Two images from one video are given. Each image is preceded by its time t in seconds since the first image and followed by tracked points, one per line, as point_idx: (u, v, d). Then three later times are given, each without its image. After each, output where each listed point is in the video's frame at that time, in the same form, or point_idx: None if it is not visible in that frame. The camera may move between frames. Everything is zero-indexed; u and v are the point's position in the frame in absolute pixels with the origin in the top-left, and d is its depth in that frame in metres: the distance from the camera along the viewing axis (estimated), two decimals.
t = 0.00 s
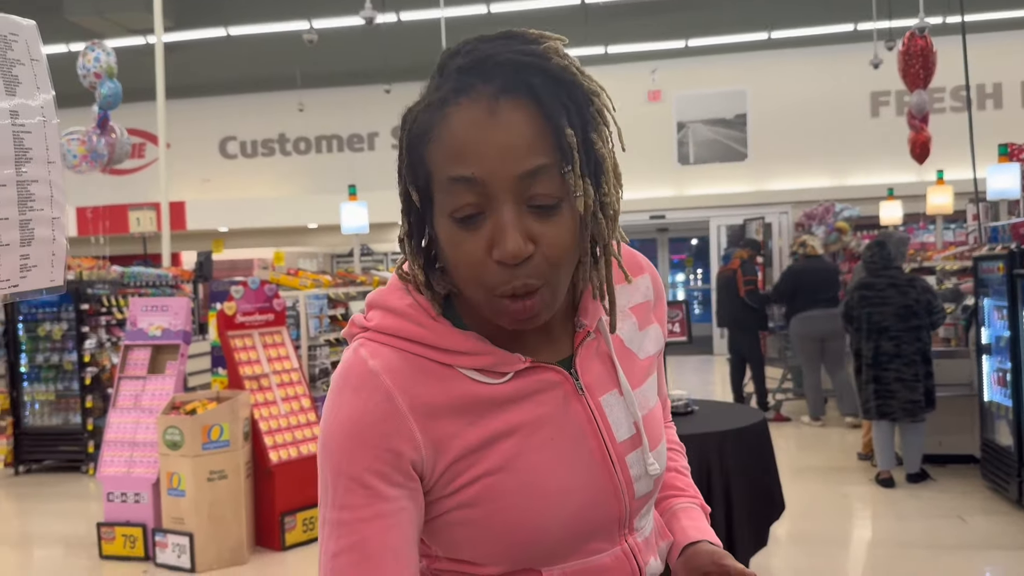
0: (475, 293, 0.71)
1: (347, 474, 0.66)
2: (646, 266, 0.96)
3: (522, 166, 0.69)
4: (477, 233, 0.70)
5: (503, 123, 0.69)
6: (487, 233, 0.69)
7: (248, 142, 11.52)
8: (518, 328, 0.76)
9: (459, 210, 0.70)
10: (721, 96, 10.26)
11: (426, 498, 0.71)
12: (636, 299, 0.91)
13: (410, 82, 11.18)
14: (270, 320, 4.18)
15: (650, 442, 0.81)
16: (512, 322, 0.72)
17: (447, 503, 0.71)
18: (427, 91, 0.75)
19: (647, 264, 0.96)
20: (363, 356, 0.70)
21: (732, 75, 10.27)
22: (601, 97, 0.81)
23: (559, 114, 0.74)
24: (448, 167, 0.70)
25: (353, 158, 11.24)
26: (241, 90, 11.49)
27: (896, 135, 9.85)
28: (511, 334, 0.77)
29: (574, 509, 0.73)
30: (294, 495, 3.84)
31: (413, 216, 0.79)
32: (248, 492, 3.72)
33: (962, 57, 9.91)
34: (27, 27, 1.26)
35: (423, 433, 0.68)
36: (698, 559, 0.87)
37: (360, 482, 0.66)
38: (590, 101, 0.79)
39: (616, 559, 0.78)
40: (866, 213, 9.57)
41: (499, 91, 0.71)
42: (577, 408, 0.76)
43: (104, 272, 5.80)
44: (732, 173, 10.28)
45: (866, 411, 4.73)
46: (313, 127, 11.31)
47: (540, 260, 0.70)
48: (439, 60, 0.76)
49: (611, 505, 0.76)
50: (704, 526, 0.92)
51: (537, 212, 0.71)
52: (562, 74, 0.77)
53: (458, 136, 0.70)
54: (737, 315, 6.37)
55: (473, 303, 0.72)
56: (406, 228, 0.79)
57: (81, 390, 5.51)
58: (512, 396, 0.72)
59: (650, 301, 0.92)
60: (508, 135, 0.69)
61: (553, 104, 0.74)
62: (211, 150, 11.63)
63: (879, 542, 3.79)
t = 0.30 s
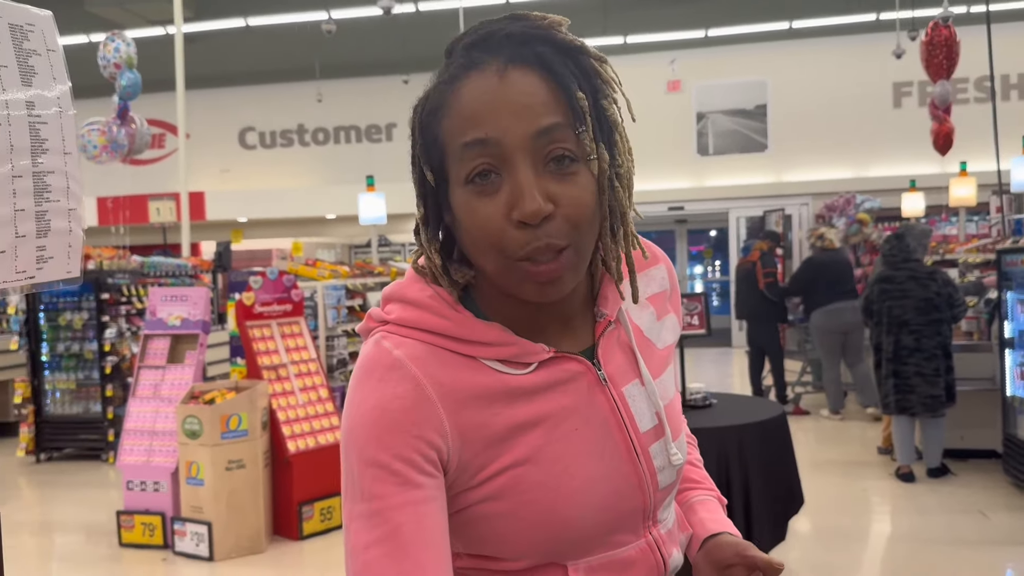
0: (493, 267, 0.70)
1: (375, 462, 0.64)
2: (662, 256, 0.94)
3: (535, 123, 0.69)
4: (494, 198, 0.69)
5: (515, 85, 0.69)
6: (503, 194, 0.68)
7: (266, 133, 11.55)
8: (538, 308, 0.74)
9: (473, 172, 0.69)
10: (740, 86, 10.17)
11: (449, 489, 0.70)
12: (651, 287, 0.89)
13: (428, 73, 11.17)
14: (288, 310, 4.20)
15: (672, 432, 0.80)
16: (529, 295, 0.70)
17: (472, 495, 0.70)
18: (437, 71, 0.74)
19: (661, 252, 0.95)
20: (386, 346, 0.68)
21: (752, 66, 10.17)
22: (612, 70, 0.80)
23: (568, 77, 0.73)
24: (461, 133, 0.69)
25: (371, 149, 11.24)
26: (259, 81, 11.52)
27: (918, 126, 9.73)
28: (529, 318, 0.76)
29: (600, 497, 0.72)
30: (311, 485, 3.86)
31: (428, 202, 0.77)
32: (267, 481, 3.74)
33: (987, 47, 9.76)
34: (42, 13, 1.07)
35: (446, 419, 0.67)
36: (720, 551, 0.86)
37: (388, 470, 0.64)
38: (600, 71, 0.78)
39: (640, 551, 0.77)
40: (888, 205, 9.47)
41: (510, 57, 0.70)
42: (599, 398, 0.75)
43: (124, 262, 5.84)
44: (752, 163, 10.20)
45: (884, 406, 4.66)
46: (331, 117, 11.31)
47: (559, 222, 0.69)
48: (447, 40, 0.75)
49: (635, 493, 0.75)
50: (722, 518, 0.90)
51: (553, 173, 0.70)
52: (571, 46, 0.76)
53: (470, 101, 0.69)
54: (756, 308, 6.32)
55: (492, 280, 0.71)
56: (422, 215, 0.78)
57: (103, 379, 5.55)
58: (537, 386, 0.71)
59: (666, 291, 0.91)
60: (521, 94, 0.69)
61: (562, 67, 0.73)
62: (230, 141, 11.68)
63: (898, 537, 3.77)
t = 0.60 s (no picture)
0: (513, 263, 0.70)
1: (396, 457, 0.64)
2: (677, 251, 0.94)
3: (556, 118, 0.69)
4: (513, 193, 0.69)
5: (535, 81, 0.69)
6: (523, 190, 0.68)
7: (281, 125, 11.59)
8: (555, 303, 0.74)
9: (493, 167, 0.69)
10: (756, 79, 10.14)
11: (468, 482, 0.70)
12: (667, 284, 0.89)
13: (442, 66, 11.17)
14: (302, 303, 4.23)
15: (690, 427, 0.80)
16: (548, 290, 0.70)
17: (493, 490, 0.70)
18: (456, 67, 0.74)
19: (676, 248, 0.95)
20: (406, 343, 0.68)
21: (768, 59, 10.12)
22: (631, 66, 0.80)
23: (589, 72, 0.73)
24: (481, 127, 0.69)
25: (385, 142, 11.26)
26: (274, 74, 11.55)
27: (934, 119, 9.67)
28: (548, 313, 0.76)
29: (620, 490, 0.72)
30: (324, 476, 3.86)
31: (447, 196, 0.77)
32: (280, 472, 3.75)
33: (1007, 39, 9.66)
34: (62, 9, 1.04)
35: (467, 413, 0.67)
36: (735, 547, 0.85)
37: (409, 465, 0.64)
38: (620, 67, 0.78)
39: (660, 547, 0.77)
40: (904, 200, 9.41)
41: (530, 52, 0.70)
42: (617, 393, 0.75)
43: (140, 254, 5.90)
44: (767, 156, 10.16)
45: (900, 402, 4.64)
46: (345, 110, 11.34)
47: (578, 217, 0.69)
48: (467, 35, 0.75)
49: (654, 488, 0.75)
50: (739, 514, 0.90)
51: (573, 168, 0.70)
52: (590, 42, 0.76)
53: (490, 97, 0.69)
54: (771, 303, 6.29)
55: (511, 275, 0.71)
56: (441, 210, 0.78)
57: (118, 369, 5.60)
58: (556, 381, 0.71)
59: (682, 287, 0.90)
60: (542, 88, 0.69)
61: (582, 62, 0.73)
62: (245, 134, 11.73)
63: (912, 533, 3.75)
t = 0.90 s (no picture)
0: (525, 258, 0.69)
1: (408, 457, 0.64)
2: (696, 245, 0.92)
3: (571, 114, 0.68)
4: (527, 188, 0.68)
5: (550, 75, 0.68)
6: (537, 186, 0.68)
7: (294, 121, 11.62)
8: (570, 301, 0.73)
9: (506, 161, 0.68)
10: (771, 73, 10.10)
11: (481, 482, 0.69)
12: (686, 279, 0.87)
13: (454, 60, 11.16)
14: (317, 298, 4.20)
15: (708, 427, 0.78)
16: (563, 287, 0.70)
17: (505, 490, 0.69)
18: (470, 61, 0.73)
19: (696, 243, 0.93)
20: (417, 341, 0.68)
21: (781, 52, 10.07)
22: (649, 60, 0.78)
23: (605, 67, 0.72)
24: (495, 122, 0.69)
25: (398, 137, 11.26)
26: (287, 69, 11.57)
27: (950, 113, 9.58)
28: (562, 311, 0.75)
29: (634, 490, 0.71)
30: (339, 471, 3.89)
31: (462, 189, 0.76)
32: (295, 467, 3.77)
33: None
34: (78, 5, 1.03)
35: (479, 412, 0.66)
36: (752, 550, 0.84)
37: (420, 466, 0.64)
38: (637, 60, 0.76)
39: (676, 548, 0.76)
40: (921, 194, 9.33)
41: (546, 47, 0.69)
42: (632, 393, 0.73)
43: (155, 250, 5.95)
44: (782, 150, 10.10)
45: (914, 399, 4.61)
46: (358, 106, 11.36)
47: (593, 213, 0.68)
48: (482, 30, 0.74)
49: (669, 488, 0.74)
50: (757, 516, 0.88)
51: (589, 164, 0.69)
52: (606, 35, 0.74)
53: (505, 92, 0.68)
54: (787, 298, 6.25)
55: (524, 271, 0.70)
56: (456, 205, 0.77)
57: (134, 364, 5.66)
58: (569, 380, 0.70)
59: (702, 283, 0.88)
60: (557, 84, 0.68)
61: (598, 57, 0.72)
62: (258, 130, 11.77)
63: (928, 531, 3.72)
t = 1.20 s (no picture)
0: (503, 195, 0.60)
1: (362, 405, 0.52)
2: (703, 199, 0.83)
3: (570, 15, 0.56)
4: (508, 108, 0.57)
5: None
6: (522, 106, 0.57)
7: (275, 86, 11.39)
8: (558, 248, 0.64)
9: (487, 73, 0.57)
10: (761, 38, 9.96)
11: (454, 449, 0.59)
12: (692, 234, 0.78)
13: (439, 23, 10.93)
14: (295, 266, 4.05)
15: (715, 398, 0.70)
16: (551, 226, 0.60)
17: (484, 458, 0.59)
18: None
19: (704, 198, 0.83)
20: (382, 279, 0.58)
21: (771, 17, 9.93)
22: None
23: None
24: (475, 23, 0.57)
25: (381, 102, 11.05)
26: (267, 33, 11.32)
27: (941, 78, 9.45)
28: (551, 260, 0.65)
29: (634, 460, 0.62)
30: (320, 443, 3.79)
31: (435, 108, 0.65)
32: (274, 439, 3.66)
33: None
34: None
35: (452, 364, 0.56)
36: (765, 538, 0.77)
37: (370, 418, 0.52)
38: None
39: (678, 536, 0.66)
40: (911, 161, 9.23)
41: None
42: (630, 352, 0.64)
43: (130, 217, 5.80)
44: (770, 116, 9.98)
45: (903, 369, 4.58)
46: (340, 70, 11.13)
47: (588, 140, 0.59)
48: None
49: (674, 463, 0.64)
50: (768, 503, 0.81)
51: (587, 82, 0.58)
52: None
53: None
54: (776, 266, 6.17)
55: (501, 210, 0.61)
56: (428, 129, 0.67)
57: (109, 334, 5.51)
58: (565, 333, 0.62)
59: (709, 239, 0.79)
60: None
61: None
62: (238, 95, 11.54)
63: (916, 501, 3.68)
